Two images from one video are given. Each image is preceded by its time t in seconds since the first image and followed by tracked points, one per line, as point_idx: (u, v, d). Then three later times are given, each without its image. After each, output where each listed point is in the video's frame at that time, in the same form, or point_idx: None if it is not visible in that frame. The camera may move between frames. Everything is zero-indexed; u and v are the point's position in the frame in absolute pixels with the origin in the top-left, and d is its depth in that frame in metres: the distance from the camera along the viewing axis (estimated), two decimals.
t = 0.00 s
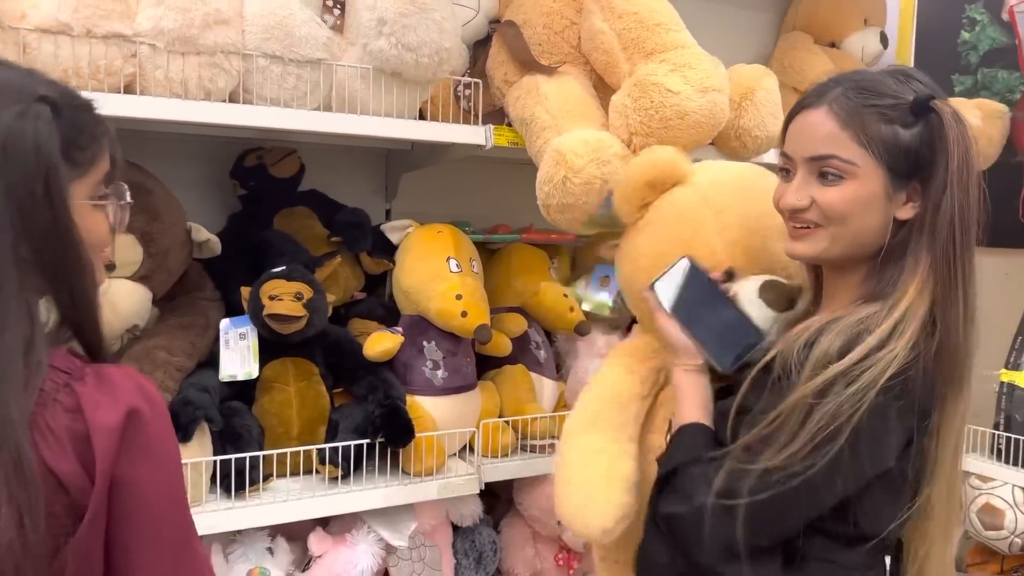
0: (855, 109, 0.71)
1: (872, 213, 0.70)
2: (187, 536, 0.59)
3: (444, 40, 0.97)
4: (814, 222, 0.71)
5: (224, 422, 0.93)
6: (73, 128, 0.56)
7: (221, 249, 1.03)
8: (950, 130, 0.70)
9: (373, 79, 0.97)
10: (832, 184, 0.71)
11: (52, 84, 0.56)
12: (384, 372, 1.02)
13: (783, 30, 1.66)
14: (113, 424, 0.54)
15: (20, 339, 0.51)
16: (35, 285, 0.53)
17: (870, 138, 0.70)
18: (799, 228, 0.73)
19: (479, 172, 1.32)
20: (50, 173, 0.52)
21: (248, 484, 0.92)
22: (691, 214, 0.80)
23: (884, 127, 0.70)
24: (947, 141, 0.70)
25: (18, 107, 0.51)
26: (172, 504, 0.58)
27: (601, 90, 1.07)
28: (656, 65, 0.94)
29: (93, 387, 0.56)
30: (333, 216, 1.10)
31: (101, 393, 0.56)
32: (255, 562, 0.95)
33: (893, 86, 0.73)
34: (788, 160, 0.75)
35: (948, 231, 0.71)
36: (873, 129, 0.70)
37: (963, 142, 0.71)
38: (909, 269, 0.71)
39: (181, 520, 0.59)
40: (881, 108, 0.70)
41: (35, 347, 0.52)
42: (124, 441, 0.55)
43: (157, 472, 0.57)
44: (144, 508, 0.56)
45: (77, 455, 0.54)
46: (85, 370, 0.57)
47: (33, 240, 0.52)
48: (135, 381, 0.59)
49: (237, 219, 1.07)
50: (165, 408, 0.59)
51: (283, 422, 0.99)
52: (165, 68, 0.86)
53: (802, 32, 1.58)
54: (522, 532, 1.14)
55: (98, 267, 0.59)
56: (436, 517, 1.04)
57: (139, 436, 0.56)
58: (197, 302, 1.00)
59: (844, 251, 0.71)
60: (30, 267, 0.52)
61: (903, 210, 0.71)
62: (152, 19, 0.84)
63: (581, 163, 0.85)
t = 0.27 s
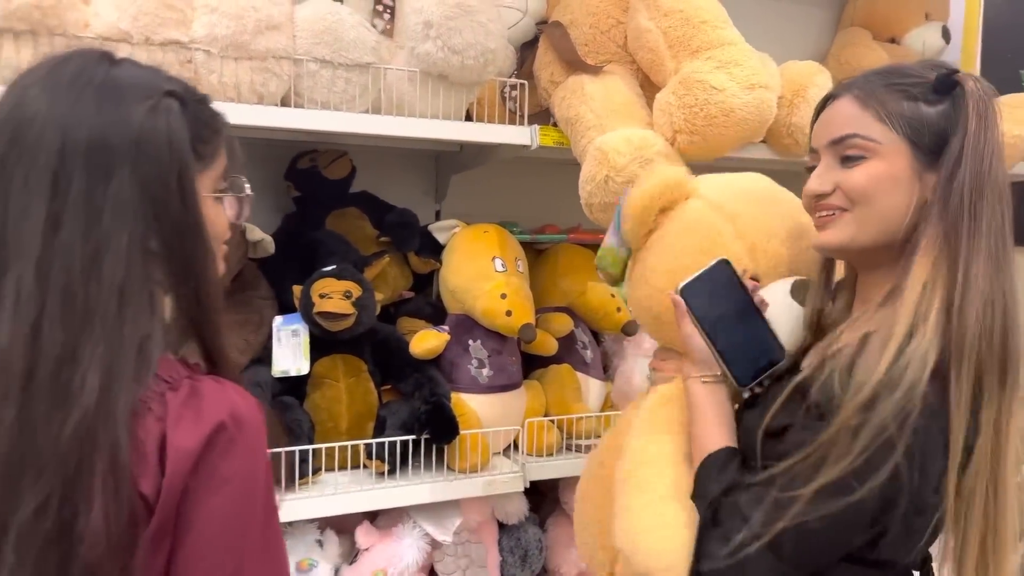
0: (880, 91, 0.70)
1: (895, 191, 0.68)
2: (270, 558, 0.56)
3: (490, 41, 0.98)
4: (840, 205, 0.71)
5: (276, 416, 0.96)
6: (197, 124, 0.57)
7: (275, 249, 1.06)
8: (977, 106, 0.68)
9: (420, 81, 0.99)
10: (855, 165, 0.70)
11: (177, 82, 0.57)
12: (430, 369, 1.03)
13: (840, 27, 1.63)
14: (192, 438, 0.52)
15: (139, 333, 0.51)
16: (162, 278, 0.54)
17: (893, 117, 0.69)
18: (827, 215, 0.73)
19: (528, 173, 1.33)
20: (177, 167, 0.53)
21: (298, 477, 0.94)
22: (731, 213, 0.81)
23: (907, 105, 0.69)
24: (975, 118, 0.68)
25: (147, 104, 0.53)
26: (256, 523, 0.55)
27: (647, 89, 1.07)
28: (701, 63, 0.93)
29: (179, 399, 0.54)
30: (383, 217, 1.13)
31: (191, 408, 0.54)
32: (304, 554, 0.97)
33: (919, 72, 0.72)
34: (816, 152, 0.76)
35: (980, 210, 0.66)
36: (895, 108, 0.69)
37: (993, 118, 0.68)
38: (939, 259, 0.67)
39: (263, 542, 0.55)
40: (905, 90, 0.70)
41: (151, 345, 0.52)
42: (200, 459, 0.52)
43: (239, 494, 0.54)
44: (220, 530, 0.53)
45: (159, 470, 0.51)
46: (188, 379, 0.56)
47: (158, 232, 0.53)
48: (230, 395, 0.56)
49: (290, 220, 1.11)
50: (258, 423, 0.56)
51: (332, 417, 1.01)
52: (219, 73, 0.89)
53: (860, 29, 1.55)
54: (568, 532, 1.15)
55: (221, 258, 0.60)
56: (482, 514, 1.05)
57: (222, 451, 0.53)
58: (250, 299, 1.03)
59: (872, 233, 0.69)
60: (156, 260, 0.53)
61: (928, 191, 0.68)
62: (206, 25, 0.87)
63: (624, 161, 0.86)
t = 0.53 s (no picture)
0: (897, 96, 0.66)
1: (889, 206, 0.65)
2: None
3: (541, 44, 0.99)
4: (835, 211, 0.68)
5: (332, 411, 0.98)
6: (342, 130, 0.58)
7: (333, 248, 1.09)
8: (993, 126, 0.64)
9: (473, 84, 1.01)
10: (858, 173, 0.67)
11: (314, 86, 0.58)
12: (481, 367, 1.05)
13: (905, 22, 1.59)
14: (300, 452, 0.50)
15: (273, 336, 0.51)
16: (307, 280, 0.55)
17: (900, 129, 0.65)
18: (820, 216, 0.70)
19: (583, 174, 1.34)
20: (316, 170, 0.54)
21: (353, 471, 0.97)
22: (746, 246, 0.83)
23: (919, 120, 0.65)
24: (991, 139, 0.64)
25: (290, 109, 0.54)
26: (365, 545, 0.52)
27: (700, 89, 1.06)
28: (754, 61, 0.93)
29: (291, 412, 0.52)
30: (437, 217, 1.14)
31: (300, 420, 0.52)
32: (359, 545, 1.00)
33: (944, 76, 0.67)
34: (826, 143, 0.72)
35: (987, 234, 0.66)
36: (905, 119, 0.65)
37: (1010, 138, 0.65)
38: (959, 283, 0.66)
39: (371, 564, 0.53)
40: (920, 98, 0.65)
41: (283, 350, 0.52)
42: (305, 474, 0.50)
43: (341, 514, 0.51)
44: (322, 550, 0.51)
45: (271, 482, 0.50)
46: (304, 389, 0.54)
47: (297, 235, 0.53)
48: (344, 408, 0.54)
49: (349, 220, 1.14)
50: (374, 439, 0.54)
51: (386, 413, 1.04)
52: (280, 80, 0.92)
53: (927, 24, 1.51)
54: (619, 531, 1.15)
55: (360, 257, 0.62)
56: (532, 511, 1.07)
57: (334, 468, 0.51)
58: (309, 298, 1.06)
59: (863, 244, 0.67)
60: (298, 263, 0.54)
61: (931, 212, 0.66)
62: (267, 34, 0.91)
63: (671, 163, 0.88)
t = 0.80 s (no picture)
0: (896, 95, 0.70)
1: (903, 201, 0.69)
2: None
3: (587, 45, 1.00)
4: (848, 210, 0.71)
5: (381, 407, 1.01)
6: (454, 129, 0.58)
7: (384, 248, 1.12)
8: (991, 115, 0.68)
9: (519, 86, 1.03)
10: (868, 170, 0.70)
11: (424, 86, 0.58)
12: (526, 366, 1.06)
13: (966, 16, 1.55)
14: (394, 451, 0.49)
15: (384, 334, 0.51)
16: (423, 279, 0.54)
17: (904, 124, 0.69)
18: (835, 218, 0.73)
19: (632, 174, 1.35)
20: (430, 168, 0.53)
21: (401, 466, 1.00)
22: (756, 247, 0.88)
23: (921, 113, 0.69)
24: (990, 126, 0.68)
25: (406, 107, 0.53)
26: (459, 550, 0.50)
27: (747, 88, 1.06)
28: (801, 59, 0.92)
29: (382, 409, 0.51)
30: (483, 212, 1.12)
31: (391, 417, 0.51)
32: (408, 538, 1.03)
33: (935, 72, 0.71)
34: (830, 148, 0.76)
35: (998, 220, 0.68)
36: (907, 114, 0.69)
37: (1004, 126, 0.69)
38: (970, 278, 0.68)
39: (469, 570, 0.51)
40: (920, 94, 0.69)
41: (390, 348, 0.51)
42: (393, 473, 0.49)
43: (431, 516, 0.49)
44: (415, 554, 0.49)
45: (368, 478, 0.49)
46: (401, 386, 0.53)
47: (411, 233, 0.53)
48: (438, 408, 0.52)
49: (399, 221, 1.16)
50: (467, 439, 0.52)
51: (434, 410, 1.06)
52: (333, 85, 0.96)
53: (988, 18, 1.48)
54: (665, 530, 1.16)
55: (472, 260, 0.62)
56: (578, 510, 1.08)
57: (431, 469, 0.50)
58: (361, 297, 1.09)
59: (881, 241, 0.71)
60: (412, 261, 0.53)
61: (942, 202, 0.69)
62: (320, 40, 0.94)
63: (708, 160, 0.92)
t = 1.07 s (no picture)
0: (875, 94, 0.78)
1: (887, 190, 0.77)
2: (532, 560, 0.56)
3: (614, 46, 1.01)
4: (839, 204, 0.79)
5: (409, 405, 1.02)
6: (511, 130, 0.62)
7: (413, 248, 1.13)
8: (963, 105, 0.77)
9: (546, 87, 1.04)
10: (854, 164, 0.78)
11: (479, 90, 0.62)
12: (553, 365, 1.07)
13: (1008, 11, 1.52)
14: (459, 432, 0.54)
15: (452, 325, 0.56)
16: (486, 271, 0.58)
17: (883, 119, 0.77)
18: (828, 212, 0.81)
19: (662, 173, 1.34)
20: (492, 166, 0.58)
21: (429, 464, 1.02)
22: (752, 246, 0.89)
23: (898, 108, 0.77)
24: (962, 114, 0.77)
25: (468, 111, 0.58)
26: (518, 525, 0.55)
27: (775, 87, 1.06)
28: (829, 56, 0.93)
29: (446, 394, 0.55)
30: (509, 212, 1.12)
31: (455, 400, 0.55)
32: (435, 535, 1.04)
33: (911, 71, 0.80)
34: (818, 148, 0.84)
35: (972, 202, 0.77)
36: (885, 109, 0.77)
37: (976, 115, 0.77)
38: (956, 262, 0.77)
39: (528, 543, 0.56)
40: (895, 90, 0.78)
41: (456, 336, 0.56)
42: (457, 453, 0.53)
43: (493, 495, 0.53)
44: (478, 531, 0.53)
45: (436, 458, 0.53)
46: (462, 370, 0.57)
47: (476, 229, 0.57)
48: (497, 394, 0.56)
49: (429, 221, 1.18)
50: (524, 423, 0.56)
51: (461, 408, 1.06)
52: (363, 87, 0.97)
53: None
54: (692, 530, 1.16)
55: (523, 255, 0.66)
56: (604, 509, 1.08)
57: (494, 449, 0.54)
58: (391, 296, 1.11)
59: (872, 232, 0.78)
60: (476, 255, 0.57)
61: (926, 189, 0.78)
62: (350, 44, 0.95)
63: (706, 160, 0.91)
